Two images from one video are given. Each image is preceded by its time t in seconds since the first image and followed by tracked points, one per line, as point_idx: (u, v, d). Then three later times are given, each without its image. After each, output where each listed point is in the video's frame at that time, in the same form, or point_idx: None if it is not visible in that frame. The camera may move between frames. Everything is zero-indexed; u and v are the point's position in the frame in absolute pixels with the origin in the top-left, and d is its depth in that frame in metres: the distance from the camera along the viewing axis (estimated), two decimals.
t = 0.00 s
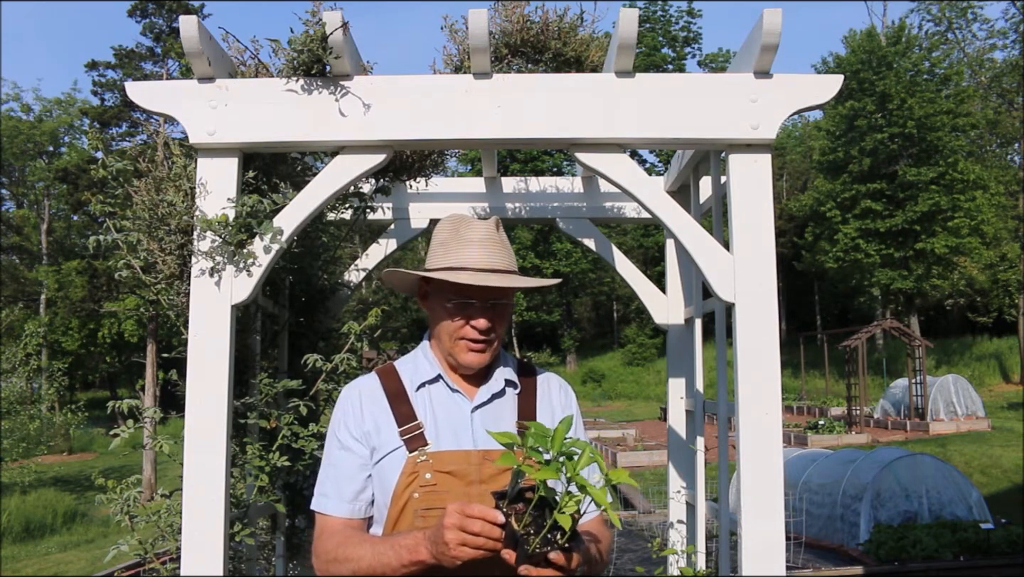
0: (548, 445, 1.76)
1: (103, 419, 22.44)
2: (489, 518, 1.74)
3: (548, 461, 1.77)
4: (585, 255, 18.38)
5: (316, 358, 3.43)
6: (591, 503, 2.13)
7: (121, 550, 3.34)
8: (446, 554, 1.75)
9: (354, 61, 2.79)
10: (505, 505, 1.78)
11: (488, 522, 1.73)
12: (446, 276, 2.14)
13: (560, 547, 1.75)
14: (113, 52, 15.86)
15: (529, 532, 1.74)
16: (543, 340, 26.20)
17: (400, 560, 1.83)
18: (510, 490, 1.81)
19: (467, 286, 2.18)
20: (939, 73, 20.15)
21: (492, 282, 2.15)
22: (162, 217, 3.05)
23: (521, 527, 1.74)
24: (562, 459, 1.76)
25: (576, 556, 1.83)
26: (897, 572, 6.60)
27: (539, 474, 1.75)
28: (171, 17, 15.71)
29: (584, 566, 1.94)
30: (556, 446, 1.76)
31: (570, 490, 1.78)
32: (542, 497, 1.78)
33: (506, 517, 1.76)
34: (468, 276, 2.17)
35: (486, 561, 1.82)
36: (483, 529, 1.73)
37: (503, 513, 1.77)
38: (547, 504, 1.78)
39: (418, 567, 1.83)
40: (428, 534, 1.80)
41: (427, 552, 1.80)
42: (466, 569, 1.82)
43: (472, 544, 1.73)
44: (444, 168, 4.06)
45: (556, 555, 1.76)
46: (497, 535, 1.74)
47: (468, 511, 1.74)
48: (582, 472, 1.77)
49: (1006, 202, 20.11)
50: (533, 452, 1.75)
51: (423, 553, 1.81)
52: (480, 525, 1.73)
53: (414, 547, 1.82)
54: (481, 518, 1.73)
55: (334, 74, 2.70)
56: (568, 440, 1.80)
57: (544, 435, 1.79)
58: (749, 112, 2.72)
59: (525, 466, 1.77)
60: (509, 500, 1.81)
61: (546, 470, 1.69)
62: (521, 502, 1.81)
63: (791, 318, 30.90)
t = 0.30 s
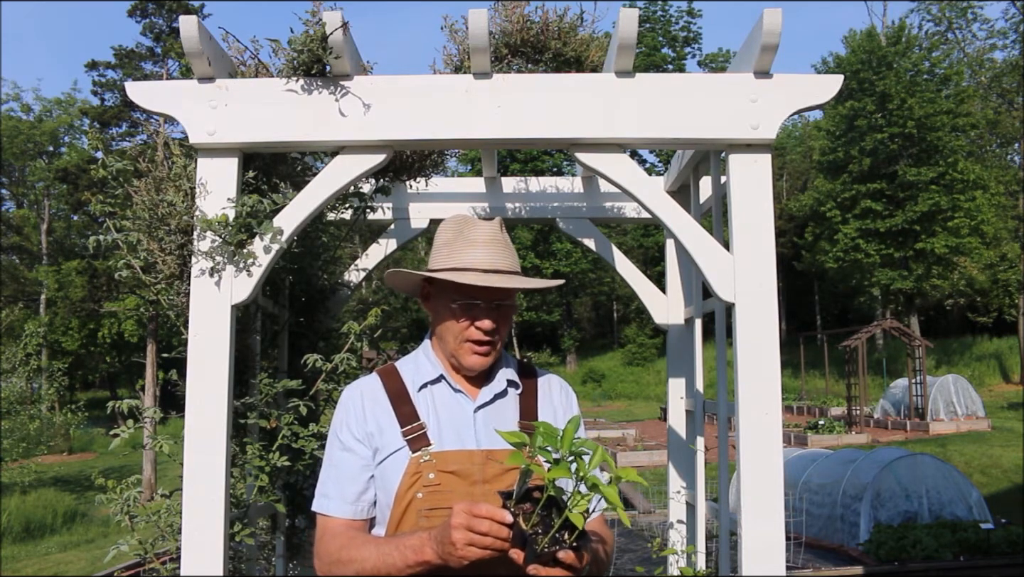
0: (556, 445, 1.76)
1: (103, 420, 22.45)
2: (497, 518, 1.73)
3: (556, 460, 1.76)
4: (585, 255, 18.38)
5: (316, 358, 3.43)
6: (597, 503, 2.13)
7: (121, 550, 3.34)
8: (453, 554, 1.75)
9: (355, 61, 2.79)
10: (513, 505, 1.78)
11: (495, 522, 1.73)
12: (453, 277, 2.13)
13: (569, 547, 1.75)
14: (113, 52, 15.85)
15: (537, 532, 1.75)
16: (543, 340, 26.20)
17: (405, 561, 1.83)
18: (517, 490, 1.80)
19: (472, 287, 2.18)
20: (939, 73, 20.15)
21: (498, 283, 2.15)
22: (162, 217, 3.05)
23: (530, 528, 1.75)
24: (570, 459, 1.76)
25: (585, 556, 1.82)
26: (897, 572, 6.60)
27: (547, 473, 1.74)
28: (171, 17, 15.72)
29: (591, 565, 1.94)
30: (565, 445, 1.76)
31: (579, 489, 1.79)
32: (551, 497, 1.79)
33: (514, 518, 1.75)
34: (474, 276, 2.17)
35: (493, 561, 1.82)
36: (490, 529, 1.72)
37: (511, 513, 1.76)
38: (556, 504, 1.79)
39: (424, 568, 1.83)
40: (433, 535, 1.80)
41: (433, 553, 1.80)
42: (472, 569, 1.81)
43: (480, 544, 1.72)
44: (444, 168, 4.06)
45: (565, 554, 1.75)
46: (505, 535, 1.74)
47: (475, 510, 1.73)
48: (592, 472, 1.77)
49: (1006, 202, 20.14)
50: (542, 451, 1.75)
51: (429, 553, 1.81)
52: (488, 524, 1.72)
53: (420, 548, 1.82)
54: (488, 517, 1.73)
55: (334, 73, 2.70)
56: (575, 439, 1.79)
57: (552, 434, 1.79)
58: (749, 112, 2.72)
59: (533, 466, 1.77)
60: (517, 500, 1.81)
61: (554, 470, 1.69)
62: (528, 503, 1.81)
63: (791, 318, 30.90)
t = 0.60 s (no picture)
0: (557, 447, 1.76)
1: (103, 420, 22.47)
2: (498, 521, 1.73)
3: (557, 463, 1.76)
4: (585, 256, 18.38)
5: (316, 358, 3.43)
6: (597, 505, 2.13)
7: (121, 550, 3.34)
8: (454, 556, 1.75)
9: (355, 61, 2.79)
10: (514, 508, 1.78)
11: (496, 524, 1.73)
12: (452, 278, 2.13)
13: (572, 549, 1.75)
14: (113, 52, 15.85)
15: (538, 534, 1.74)
16: (543, 340, 26.20)
17: (406, 562, 1.82)
18: (518, 493, 1.80)
19: (472, 288, 2.17)
20: (939, 73, 20.15)
21: (497, 284, 2.15)
22: (162, 217, 3.05)
23: (531, 529, 1.74)
24: (571, 461, 1.76)
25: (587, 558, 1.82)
26: (897, 572, 6.60)
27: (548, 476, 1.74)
28: (171, 17, 15.72)
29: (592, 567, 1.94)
30: (565, 449, 1.76)
31: (580, 491, 1.78)
32: (552, 499, 1.79)
33: (515, 521, 1.75)
34: (472, 277, 2.17)
35: (495, 562, 1.82)
36: (491, 531, 1.72)
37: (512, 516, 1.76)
38: (557, 506, 1.80)
39: (425, 570, 1.83)
40: (435, 537, 1.80)
41: (435, 554, 1.80)
42: (472, 571, 1.81)
43: (481, 546, 1.72)
44: (443, 168, 4.07)
45: (567, 556, 1.74)
46: (506, 538, 1.73)
47: (476, 513, 1.73)
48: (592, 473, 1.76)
49: (1006, 202, 20.16)
50: (542, 453, 1.75)
51: (430, 555, 1.81)
52: (490, 527, 1.72)
53: (421, 550, 1.82)
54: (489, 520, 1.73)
55: (334, 74, 2.70)
56: (576, 442, 1.79)
57: (552, 436, 1.79)
58: (749, 112, 2.72)
59: (534, 468, 1.77)
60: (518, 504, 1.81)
61: (555, 472, 1.69)
62: (530, 504, 1.81)
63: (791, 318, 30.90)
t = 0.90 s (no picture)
0: (557, 448, 1.75)
1: (103, 419, 22.48)
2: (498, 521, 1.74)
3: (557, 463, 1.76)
4: (585, 256, 18.37)
5: (316, 358, 3.43)
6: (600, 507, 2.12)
7: (121, 550, 3.34)
8: (454, 556, 1.75)
9: (355, 62, 2.78)
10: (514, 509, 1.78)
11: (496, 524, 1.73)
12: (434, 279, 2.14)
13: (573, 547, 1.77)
14: (113, 51, 15.84)
15: (539, 535, 1.74)
16: (543, 340, 26.19)
17: (406, 562, 1.83)
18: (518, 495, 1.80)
19: (456, 287, 2.18)
20: (939, 73, 20.14)
21: (479, 281, 2.15)
22: (162, 217, 3.05)
23: (531, 530, 1.74)
24: (572, 461, 1.75)
25: (587, 556, 1.83)
26: (897, 572, 6.60)
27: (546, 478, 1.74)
28: (171, 17, 15.72)
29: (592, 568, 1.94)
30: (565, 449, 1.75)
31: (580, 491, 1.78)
32: (552, 500, 1.79)
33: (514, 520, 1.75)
34: (456, 276, 2.18)
35: (496, 563, 1.82)
36: (491, 532, 1.73)
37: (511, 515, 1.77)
38: (557, 507, 1.80)
39: (425, 570, 1.83)
40: (435, 537, 1.80)
41: (435, 555, 1.80)
42: (472, 572, 1.81)
43: (481, 547, 1.73)
44: (443, 168, 4.06)
45: (568, 556, 1.75)
46: (507, 539, 1.74)
47: (477, 515, 1.74)
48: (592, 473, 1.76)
49: (1005, 202, 20.19)
50: (542, 454, 1.75)
51: (430, 556, 1.81)
52: (491, 527, 1.73)
53: (421, 550, 1.82)
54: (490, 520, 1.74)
55: (334, 74, 2.71)
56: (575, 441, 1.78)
57: (554, 436, 1.78)
58: (749, 112, 2.72)
59: (534, 469, 1.77)
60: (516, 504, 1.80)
61: (555, 472, 1.69)
62: (530, 506, 1.81)
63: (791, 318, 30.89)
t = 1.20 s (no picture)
0: (557, 447, 1.75)
1: (103, 419, 22.47)
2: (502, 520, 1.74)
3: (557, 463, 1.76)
4: (585, 255, 18.37)
5: (316, 358, 3.43)
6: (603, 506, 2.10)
7: (120, 550, 3.33)
8: (456, 557, 1.75)
9: (355, 62, 2.78)
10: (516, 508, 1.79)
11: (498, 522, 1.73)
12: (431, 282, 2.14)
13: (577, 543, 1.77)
14: (113, 51, 15.84)
15: (543, 535, 1.75)
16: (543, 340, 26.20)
17: (407, 563, 1.82)
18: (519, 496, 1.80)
19: (456, 289, 2.18)
20: (939, 73, 20.13)
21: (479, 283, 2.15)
22: (162, 217, 3.05)
23: (535, 531, 1.75)
24: (573, 459, 1.76)
25: (590, 556, 1.83)
26: (897, 572, 6.60)
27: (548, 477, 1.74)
28: (170, 17, 15.72)
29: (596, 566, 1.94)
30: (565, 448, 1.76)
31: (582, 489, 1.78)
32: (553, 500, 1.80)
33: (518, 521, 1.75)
34: (455, 278, 2.18)
35: (499, 564, 1.82)
36: (495, 533, 1.72)
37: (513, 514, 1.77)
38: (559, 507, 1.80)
39: (427, 571, 1.83)
40: (438, 538, 1.80)
41: (437, 556, 1.80)
42: (475, 572, 1.81)
43: (484, 548, 1.73)
44: (443, 168, 4.07)
45: (572, 554, 1.76)
46: (510, 541, 1.73)
47: (480, 516, 1.73)
48: (593, 471, 1.76)
49: (1005, 202, 20.21)
50: (543, 454, 1.75)
51: (432, 557, 1.81)
52: (495, 527, 1.73)
53: (423, 551, 1.82)
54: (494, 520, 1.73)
55: (334, 74, 2.71)
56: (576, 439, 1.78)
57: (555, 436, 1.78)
58: (749, 112, 2.72)
59: (536, 469, 1.77)
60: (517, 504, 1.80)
61: (557, 470, 1.69)
62: (531, 506, 1.81)
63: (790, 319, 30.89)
